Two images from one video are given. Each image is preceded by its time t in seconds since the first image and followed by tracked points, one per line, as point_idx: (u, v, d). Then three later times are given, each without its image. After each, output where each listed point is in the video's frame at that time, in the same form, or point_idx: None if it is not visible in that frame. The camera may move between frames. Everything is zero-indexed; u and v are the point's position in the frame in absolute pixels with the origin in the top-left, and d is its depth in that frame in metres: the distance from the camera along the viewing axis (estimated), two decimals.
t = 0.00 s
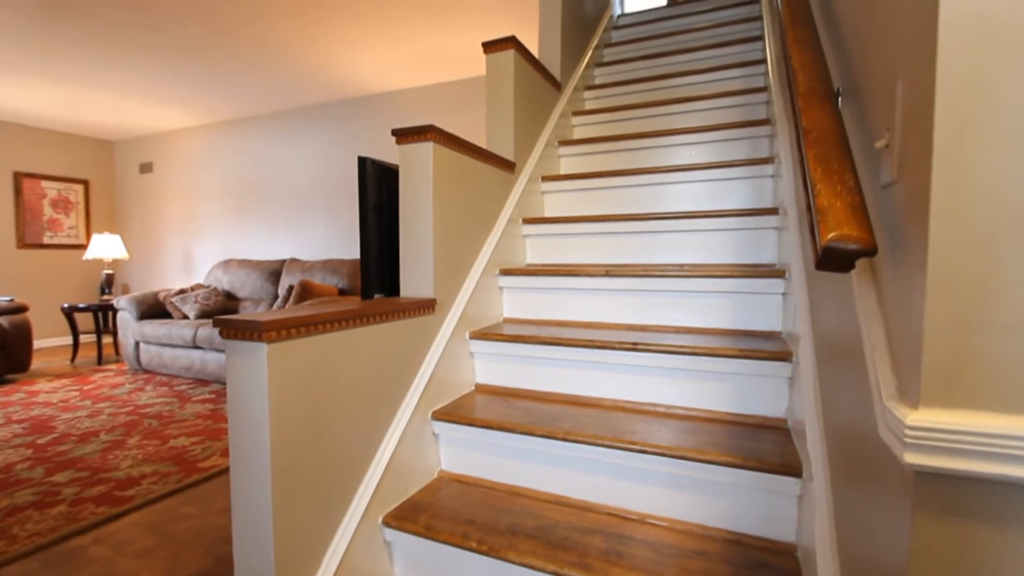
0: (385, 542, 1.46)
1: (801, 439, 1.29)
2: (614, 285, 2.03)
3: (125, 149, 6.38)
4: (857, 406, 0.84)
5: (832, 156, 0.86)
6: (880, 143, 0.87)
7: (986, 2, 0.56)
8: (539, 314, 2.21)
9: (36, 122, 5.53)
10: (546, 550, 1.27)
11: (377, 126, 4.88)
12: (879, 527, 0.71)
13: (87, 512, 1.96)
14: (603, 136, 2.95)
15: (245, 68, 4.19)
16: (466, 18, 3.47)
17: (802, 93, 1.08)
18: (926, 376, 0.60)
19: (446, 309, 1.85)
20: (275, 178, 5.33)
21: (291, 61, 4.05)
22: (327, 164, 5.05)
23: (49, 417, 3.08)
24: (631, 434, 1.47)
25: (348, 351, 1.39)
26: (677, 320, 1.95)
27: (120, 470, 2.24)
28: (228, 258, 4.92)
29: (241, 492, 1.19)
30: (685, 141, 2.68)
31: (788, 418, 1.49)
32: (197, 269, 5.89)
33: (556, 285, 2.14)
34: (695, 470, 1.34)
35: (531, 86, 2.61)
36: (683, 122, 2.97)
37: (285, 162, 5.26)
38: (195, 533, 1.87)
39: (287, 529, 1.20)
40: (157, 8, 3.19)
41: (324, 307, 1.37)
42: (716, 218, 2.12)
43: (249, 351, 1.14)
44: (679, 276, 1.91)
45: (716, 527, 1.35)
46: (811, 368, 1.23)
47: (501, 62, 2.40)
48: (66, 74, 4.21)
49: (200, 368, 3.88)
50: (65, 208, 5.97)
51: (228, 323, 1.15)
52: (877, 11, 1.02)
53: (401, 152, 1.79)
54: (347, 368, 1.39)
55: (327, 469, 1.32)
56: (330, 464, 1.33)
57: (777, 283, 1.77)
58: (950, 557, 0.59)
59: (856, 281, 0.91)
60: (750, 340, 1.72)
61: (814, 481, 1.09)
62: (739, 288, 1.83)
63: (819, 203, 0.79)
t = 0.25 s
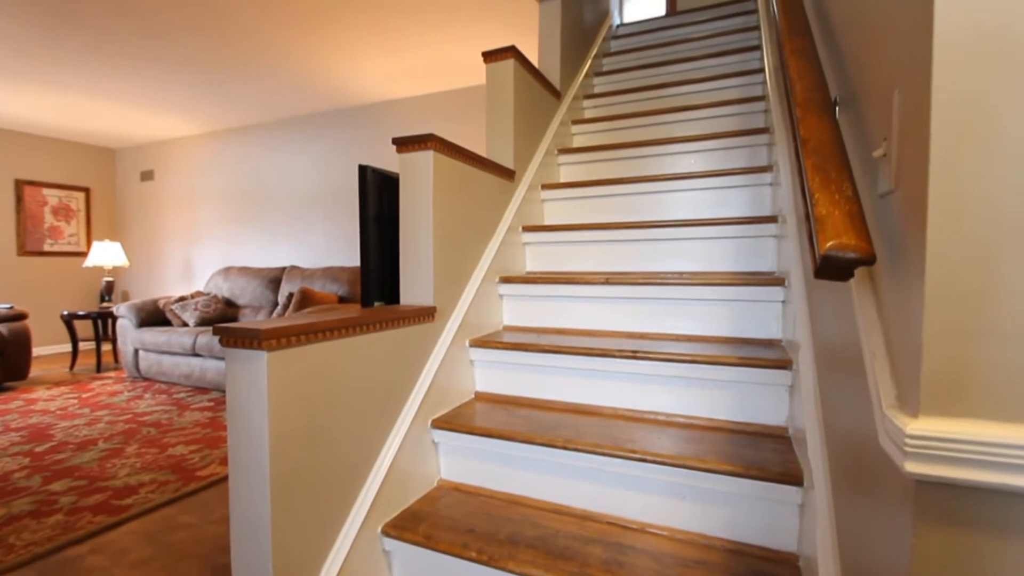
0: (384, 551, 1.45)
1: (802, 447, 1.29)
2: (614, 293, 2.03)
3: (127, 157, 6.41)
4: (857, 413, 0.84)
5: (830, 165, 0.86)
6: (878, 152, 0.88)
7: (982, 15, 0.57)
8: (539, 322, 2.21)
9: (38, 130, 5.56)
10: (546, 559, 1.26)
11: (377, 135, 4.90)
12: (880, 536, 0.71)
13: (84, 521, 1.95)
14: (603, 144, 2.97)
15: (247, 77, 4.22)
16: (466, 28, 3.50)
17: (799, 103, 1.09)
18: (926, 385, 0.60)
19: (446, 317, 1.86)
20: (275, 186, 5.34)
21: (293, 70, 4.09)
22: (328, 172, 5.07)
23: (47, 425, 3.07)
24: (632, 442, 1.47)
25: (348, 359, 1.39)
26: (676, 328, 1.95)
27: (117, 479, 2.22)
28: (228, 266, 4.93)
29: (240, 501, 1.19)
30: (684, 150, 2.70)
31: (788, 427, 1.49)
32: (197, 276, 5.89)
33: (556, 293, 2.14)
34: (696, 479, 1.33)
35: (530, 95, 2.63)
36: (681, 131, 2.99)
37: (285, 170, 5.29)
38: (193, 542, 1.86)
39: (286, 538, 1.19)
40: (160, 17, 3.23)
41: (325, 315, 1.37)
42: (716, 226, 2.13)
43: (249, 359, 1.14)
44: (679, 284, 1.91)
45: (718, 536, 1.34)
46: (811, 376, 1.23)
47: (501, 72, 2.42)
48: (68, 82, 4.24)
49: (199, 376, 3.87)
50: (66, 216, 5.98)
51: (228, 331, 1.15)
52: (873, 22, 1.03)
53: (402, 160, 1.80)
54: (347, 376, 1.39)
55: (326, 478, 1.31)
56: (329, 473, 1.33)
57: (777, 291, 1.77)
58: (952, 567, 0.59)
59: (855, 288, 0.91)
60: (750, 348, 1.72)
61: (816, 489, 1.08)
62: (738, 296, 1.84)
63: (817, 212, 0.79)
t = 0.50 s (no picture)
0: (383, 561, 1.44)
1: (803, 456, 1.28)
2: (614, 301, 2.03)
3: (128, 164, 6.44)
4: (858, 422, 0.84)
5: (828, 174, 0.87)
6: (875, 161, 0.89)
7: (977, 27, 0.57)
8: (539, 329, 2.21)
9: (40, 138, 5.59)
10: (546, 569, 1.25)
11: (377, 143, 4.92)
12: (882, 545, 0.70)
13: (81, 530, 1.94)
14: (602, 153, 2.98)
15: (249, 85, 4.25)
16: (466, 37, 3.54)
17: (797, 113, 1.10)
18: (925, 393, 0.60)
19: (446, 324, 1.86)
20: (276, 194, 5.36)
21: (294, 79, 4.12)
22: (328, 180, 5.09)
23: (45, 432, 3.06)
24: (632, 451, 1.46)
25: (347, 367, 1.38)
26: (676, 336, 1.95)
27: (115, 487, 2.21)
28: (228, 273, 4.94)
29: (239, 510, 1.18)
30: (683, 158, 2.71)
31: (789, 435, 1.48)
32: (196, 283, 5.89)
33: (555, 301, 2.14)
34: (697, 488, 1.33)
35: (530, 104, 2.65)
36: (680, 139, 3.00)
37: (286, 178, 5.31)
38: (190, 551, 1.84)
39: (284, 547, 1.18)
40: (162, 26, 3.26)
41: (325, 323, 1.37)
42: (715, 234, 2.14)
43: (249, 367, 1.14)
44: (678, 292, 1.91)
45: (719, 546, 1.33)
46: (811, 384, 1.23)
47: (501, 81, 2.44)
48: (71, 91, 4.28)
49: (199, 383, 3.86)
50: (66, 223, 6.00)
51: (228, 338, 1.15)
52: (869, 33, 1.04)
53: (403, 168, 1.81)
54: (347, 384, 1.38)
55: (326, 486, 1.31)
56: (329, 482, 1.32)
57: (776, 299, 1.77)
58: None
59: (854, 297, 0.91)
60: (750, 356, 1.72)
61: (817, 498, 1.08)
62: (737, 304, 1.84)
63: (816, 221, 0.80)
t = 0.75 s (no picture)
0: (382, 570, 1.43)
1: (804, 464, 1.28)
2: (614, 308, 2.03)
3: (129, 172, 6.47)
4: (858, 431, 0.84)
5: (826, 183, 0.88)
6: (872, 170, 0.89)
7: (971, 38, 0.58)
8: (540, 337, 2.21)
9: (42, 146, 5.62)
10: None
11: (378, 151, 4.95)
12: (883, 554, 0.70)
13: (78, 539, 1.92)
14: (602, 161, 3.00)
15: (250, 93, 4.28)
16: (467, 46, 3.57)
17: (795, 122, 1.11)
18: (925, 402, 0.60)
19: (446, 331, 1.86)
20: (276, 202, 5.38)
21: (295, 87, 4.15)
22: (329, 188, 5.11)
23: (43, 440, 3.04)
24: (633, 459, 1.45)
25: (347, 375, 1.38)
26: (676, 344, 1.95)
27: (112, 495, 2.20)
28: (228, 281, 4.94)
29: (237, 520, 1.17)
30: (683, 166, 2.73)
31: (790, 443, 1.48)
32: (196, 291, 5.89)
33: (555, 308, 2.14)
34: (698, 497, 1.32)
35: (530, 112, 2.67)
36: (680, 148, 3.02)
37: (287, 186, 5.33)
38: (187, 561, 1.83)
39: (283, 557, 1.18)
40: (165, 35, 3.29)
41: (325, 330, 1.37)
42: (714, 242, 2.14)
43: (249, 374, 1.14)
44: (678, 300, 1.92)
45: (721, 555, 1.32)
46: (812, 392, 1.23)
47: (501, 90, 2.45)
48: (74, 99, 4.31)
49: (197, 391, 3.85)
50: (67, 231, 6.01)
51: (228, 346, 1.15)
52: (865, 44, 1.05)
53: (403, 176, 1.82)
54: (347, 392, 1.38)
55: (325, 495, 1.30)
56: (328, 490, 1.31)
57: (776, 307, 1.77)
58: None
59: (853, 305, 0.92)
60: (750, 363, 1.72)
61: (818, 507, 1.07)
62: (737, 312, 1.84)
63: (814, 229, 0.80)
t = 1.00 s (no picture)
0: None
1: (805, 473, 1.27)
2: (614, 316, 2.03)
3: (130, 180, 6.49)
4: (858, 440, 0.84)
5: (824, 192, 0.88)
6: (870, 179, 0.90)
7: (967, 52, 0.59)
8: (540, 345, 2.21)
9: (44, 154, 5.65)
10: None
11: (378, 159, 4.97)
12: (885, 564, 0.70)
13: (75, 549, 1.91)
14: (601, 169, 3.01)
15: (252, 102, 4.32)
16: (467, 55, 3.60)
17: (792, 131, 1.12)
18: (925, 412, 0.60)
19: (446, 339, 1.86)
20: (277, 210, 5.40)
21: (296, 96, 4.18)
22: (329, 196, 5.12)
23: (40, 449, 3.02)
24: (633, 468, 1.45)
25: (346, 383, 1.38)
26: (676, 352, 1.95)
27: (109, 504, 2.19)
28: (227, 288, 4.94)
29: (235, 530, 1.17)
30: (682, 174, 2.74)
31: (790, 452, 1.47)
32: (196, 298, 5.89)
33: (555, 316, 2.15)
34: (698, 507, 1.31)
35: (530, 121, 2.69)
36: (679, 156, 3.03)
37: (287, 194, 5.35)
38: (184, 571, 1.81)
39: (281, 568, 1.17)
40: (168, 45, 3.32)
41: (325, 338, 1.37)
42: (714, 250, 2.15)
43: (249, 383, 1.14)
44: (678, 308, 1.92)
45: (722, 566, 1.31)
46: (812, 400, 1.23)
47: (501, 99, 2.47)
48: (77, 108, 4.34)
49: (196, 399, 3.84)
50: (67, 238, 6.02)
51: (229, 354, 1.15)
52: (862, 54, 1.06)
53: (403, 185, 1.83)
54: (346, 400, 1.38)
55: (324, 504, 1.30)
56: (327, 500, 1.31)
57: (775, 315, 1.78)
58: None
59: (852, 313, 0.92)
60: (750, 372, 1.72)
61: (819, 516, 1.07)
62: (736, 320, 1.84)
63: (812, 238, 0.81)
